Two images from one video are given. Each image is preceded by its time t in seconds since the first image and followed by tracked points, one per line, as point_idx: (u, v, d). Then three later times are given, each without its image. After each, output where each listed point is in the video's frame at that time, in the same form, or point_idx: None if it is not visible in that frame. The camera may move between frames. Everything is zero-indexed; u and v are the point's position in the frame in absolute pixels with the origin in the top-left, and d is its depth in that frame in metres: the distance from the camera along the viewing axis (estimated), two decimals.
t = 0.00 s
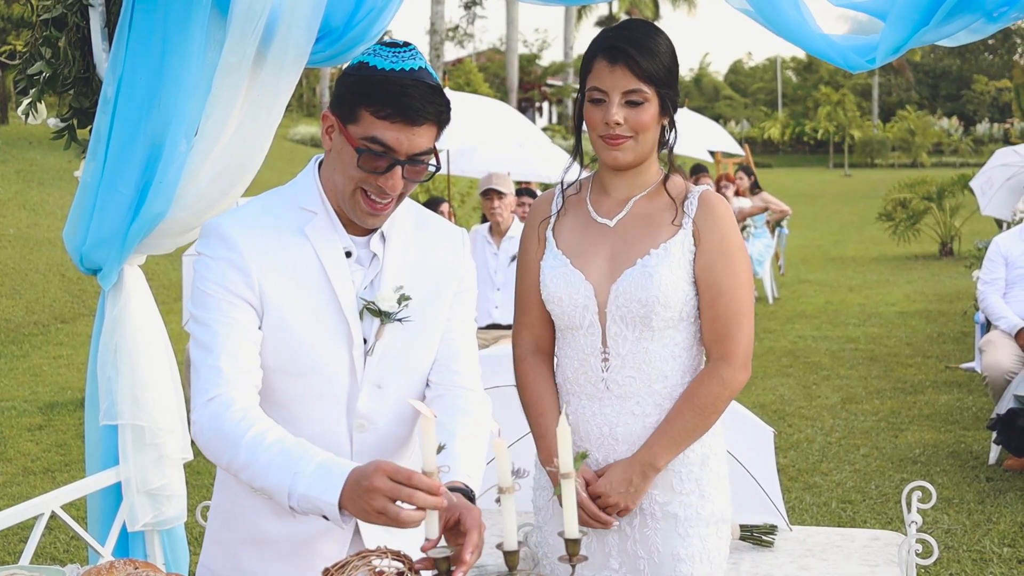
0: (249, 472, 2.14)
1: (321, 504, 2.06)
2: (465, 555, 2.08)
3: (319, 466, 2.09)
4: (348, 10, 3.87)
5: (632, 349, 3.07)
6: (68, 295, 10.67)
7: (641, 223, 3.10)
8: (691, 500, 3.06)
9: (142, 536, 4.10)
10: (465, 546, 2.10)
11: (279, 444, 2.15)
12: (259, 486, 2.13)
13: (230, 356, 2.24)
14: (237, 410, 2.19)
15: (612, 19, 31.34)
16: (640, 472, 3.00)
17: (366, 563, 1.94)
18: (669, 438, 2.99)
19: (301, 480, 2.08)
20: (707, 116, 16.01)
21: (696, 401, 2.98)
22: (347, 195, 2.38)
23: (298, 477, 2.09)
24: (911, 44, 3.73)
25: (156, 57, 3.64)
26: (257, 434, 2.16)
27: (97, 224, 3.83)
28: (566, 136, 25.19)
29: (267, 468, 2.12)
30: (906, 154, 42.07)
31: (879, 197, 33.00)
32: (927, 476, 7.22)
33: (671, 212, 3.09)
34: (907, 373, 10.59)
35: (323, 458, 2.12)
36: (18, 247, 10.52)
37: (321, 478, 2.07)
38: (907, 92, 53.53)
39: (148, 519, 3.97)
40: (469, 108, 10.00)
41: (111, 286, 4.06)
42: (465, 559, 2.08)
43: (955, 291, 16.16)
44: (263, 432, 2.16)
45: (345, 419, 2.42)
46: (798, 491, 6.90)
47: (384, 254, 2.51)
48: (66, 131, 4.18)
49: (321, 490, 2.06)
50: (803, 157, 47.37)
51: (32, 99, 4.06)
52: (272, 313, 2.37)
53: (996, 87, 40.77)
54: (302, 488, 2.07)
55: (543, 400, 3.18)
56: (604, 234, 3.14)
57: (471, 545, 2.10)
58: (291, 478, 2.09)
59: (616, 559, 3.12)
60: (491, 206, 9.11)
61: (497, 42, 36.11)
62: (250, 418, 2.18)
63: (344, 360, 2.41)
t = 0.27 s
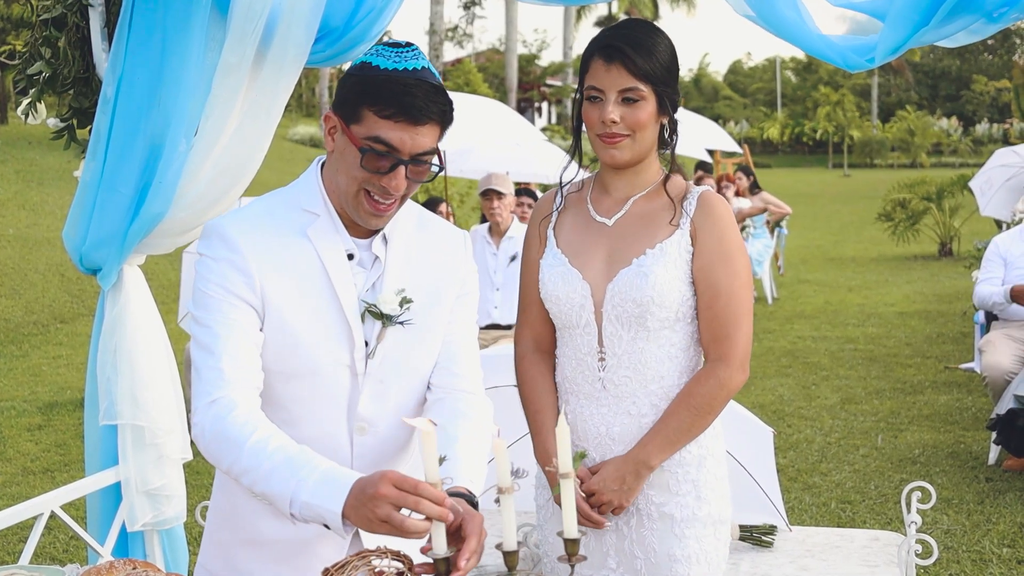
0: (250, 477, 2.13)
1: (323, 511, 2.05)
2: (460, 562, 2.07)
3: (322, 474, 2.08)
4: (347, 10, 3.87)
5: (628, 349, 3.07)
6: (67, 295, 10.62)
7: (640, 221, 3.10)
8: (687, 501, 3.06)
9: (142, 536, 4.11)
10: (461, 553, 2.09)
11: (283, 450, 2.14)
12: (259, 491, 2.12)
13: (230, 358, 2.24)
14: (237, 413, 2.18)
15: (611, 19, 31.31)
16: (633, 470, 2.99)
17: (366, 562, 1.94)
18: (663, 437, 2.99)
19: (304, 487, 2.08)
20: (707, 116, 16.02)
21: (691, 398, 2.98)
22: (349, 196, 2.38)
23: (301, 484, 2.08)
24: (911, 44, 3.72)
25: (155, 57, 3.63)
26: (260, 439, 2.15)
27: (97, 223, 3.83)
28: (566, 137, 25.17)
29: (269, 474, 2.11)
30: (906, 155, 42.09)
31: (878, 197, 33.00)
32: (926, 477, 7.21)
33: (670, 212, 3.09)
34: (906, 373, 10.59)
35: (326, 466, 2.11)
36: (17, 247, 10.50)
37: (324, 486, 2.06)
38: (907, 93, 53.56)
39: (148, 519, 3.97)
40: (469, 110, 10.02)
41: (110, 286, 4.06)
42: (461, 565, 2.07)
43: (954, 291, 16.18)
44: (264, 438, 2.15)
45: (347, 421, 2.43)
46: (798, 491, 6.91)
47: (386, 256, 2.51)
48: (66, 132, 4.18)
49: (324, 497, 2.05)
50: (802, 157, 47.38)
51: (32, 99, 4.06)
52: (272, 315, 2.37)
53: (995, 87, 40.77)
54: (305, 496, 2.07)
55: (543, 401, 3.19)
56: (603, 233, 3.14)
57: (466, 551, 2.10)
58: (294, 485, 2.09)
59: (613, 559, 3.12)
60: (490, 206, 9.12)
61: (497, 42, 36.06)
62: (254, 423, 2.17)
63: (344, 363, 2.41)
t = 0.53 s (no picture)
0: (280, 488, 2.23)
1: (352, 530, 2.15)
2: None
3: (353, 491, 2.20)
4: (355, 12, 3.71)
5: (615, 377, 2.81)
6: (72, 295, 10.46)
7: (617, 237, 2.83)
8: (689, 539, 2.83)
9: (153, 535, 4.14)
10: None
11: (312, 464, 2.24)
12: (290, 502, 2.22)
13: (247, 366, 2.38)
14: (263, 422, 2.30)
15: (611, 17, 31.32)
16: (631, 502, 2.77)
17: None
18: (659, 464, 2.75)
19: (335, 502, 2.18)
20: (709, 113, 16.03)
21: (685, 409, 2.67)
22: (320, 186, 2.66)
23: (332, 498, 2.19)
24: (906, 52, 3.40)
25: (167, 59, 3.63)
26: (288, 450, 2.25)
27: (109, 223, 3.87)
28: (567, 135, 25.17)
29: (299, 487, 2.21)
30: (907, 152, 42.14)
31: (880, 194, 33.04)
32: (931, 474, 7.26)
33: (649, 223, 2.83)
34: (909, 371, 10.64)
35: (357, 484, 2.21)
36: (21, 247, 10.51)
37: (352, 502, 2.17)
38: (907, 90, 53.57)
39: (160, 518, 4.00)
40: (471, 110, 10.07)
41: (122, 286, 4.10)
42: None
43: (955, 289, 16.23)
44: (290, 447, 2.26)
45: (351, 411, 2.69)
46: (802, 489, 6.94)
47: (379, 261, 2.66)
48: (77, 134, 4.21)
49: (355, 517, 2.16)
50: (803, 155, 47.37)
51: (43, 102, 4.05)
52: (278, 318, 2.58)
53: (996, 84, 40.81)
54: (335, 510, 2.17)
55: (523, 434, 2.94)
56: (577, 255, 2.84)
57: None
58: (323, 499, 2.19)
59: None
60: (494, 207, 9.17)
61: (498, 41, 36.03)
62: (282, 432, 2.28)
63: (345, 358, 2.67)
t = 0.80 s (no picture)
0: (281, 487, 2.23)
1: (353, 529, 2.15)
2: None
3: (353, 491, 2.19)
4: (355, 12, 3.70)
5: (617, 378, 2.81)
6: (72, 295, 10.44)
7: (616, 237, 2.83)
8: (688, 541, 2.83)
9: (153, 535, 4.14)
10: None
11: (312, 463, 2.24)
12: (290, 501, 2.22)
13: (247, 365, 2.38)
14: (262, 420, 2.30)
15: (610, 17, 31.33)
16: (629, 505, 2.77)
17: None
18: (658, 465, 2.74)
19: (335, 502, 2.18)
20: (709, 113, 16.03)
21: (685, 410, 2.66)
22: (323, 186, 2.66)
23: (332, 498, 2.19)
24: (905, 52, 3.40)
25: (167, 60, 3.63)
26: (289, 449, 2.25)
27: (108, 223, 3.87)
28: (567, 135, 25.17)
29: (300, 485, 2.21)
30: (906, 152, 42.14)
31: (880, 194, 33.04)
32: (931, 474, 7.26)
33: (648, 222, 2.83)
34: (909, 370, 10.65)
35: (358, 483, 2.21)
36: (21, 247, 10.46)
37: (352, 503, 2.17)
38: (907, 90, 53.60)
39: (160, 518, 3.99)
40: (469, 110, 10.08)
41: (122, 286, 4.10)
42: None
43: (955, 289, 16.24)
44: (289, 447, 2.26)
45: (351, 411, 2.69)
46: (802, 489, 6.94)
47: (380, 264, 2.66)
48: (77, 133, 4.21)
49: (355, 517, 2.16)
50: (803, 155, 47.40)
51: (43, 102, 4.05)
52: (279, 318, 2.59)
53: (995, 84, 40.83)
54: (334, 510, 2.17)
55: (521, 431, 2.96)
56: (575, 254, 2.84)
57: None
58: (323, 499, 2.19)
59: None
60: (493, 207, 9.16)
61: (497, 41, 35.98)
62: (282, 431, 2.28)
63: (346, 358, 2.67)
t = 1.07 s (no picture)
0: (280, 487, 2.23)
1: (352, 529, 2.15)
2: None
3: (352, 490, 2.19)
4: (355, 10, 3.69)
5: (617, 378, 2.81)
6: (71, 295, 10.45)
7: (616, 236, 2.83)
8: (688, 541, 2.83)
9: (153, 535, 4.14)
10: None
11: (312, 463, 2.24)
12: (289, 501, 2.22)
13: (246, 365, 2.38)
14: (261, 420, 2.30)
15: (610, 16, 31.32)
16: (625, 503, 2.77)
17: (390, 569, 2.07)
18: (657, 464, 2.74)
19: (335, 501, 2.18)
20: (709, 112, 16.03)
21: (684, 410, 2.66)
22: (325, 185, 2.67)
23: (332, 498, 2.19)
24: (905, 52, 3.40)
25: (166, 59, 3.63)
26: (288, 449, 2.25)
27: (107, 224, 3.87)
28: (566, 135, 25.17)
29: (299, 485, 2.21)
30: (906, 152, 42.16)
31: (879, 194, 33.05)
32: (930, 474, 7.26)
33: (647, 222, 2.83)
34: (909, 370, 10.65)
35: (357, 483, 2.21)
36: (20, 246, 10.44)
37: (351, 503, 2.17)
38: (906, 90, 53.61)
39: (159, 518, 3.99)
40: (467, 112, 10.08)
41: (121, 286, 4.10)
42: None
43: (955, 288, 16.25)
44: (288, 447, 2.26)
45: (350, 412, 2.69)
46: (802, 488, 6.94)
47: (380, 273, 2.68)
48: (77, 133, 4.20)
49: (355, 517, 2.15)
50: (802, 155, 47.42)
51: (42, 101, 4.05)
52: (278, 318, 2.59)
53: (994, 84, 40.83)
54: (334, 510, 2.17)
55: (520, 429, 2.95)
56: (574, 254, 2.84)
57: None
58: (324, 498, 2.19)
59: None
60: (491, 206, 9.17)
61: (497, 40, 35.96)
62: (282, 431, 2.28)
63: (346, 359, 2.68)
